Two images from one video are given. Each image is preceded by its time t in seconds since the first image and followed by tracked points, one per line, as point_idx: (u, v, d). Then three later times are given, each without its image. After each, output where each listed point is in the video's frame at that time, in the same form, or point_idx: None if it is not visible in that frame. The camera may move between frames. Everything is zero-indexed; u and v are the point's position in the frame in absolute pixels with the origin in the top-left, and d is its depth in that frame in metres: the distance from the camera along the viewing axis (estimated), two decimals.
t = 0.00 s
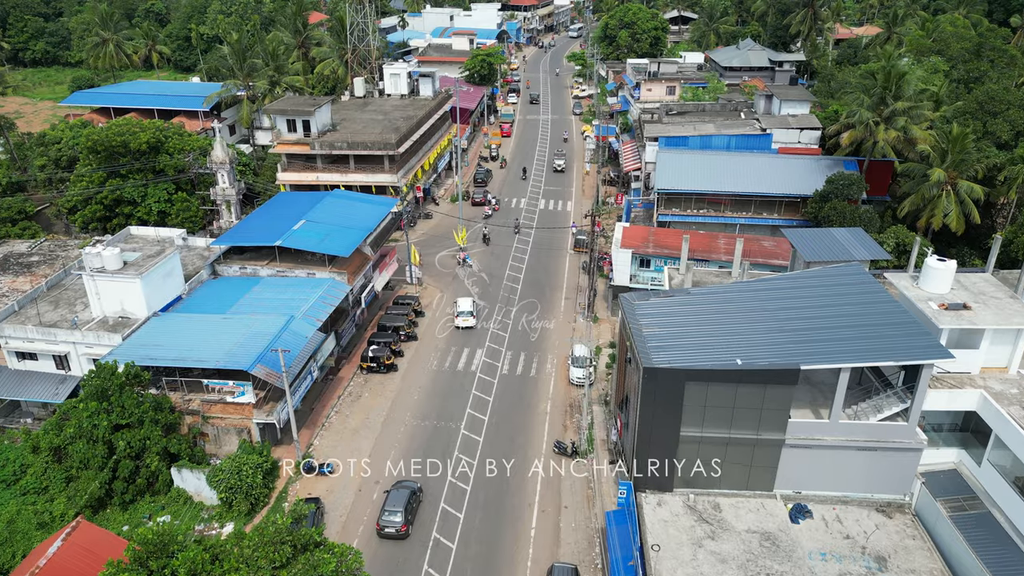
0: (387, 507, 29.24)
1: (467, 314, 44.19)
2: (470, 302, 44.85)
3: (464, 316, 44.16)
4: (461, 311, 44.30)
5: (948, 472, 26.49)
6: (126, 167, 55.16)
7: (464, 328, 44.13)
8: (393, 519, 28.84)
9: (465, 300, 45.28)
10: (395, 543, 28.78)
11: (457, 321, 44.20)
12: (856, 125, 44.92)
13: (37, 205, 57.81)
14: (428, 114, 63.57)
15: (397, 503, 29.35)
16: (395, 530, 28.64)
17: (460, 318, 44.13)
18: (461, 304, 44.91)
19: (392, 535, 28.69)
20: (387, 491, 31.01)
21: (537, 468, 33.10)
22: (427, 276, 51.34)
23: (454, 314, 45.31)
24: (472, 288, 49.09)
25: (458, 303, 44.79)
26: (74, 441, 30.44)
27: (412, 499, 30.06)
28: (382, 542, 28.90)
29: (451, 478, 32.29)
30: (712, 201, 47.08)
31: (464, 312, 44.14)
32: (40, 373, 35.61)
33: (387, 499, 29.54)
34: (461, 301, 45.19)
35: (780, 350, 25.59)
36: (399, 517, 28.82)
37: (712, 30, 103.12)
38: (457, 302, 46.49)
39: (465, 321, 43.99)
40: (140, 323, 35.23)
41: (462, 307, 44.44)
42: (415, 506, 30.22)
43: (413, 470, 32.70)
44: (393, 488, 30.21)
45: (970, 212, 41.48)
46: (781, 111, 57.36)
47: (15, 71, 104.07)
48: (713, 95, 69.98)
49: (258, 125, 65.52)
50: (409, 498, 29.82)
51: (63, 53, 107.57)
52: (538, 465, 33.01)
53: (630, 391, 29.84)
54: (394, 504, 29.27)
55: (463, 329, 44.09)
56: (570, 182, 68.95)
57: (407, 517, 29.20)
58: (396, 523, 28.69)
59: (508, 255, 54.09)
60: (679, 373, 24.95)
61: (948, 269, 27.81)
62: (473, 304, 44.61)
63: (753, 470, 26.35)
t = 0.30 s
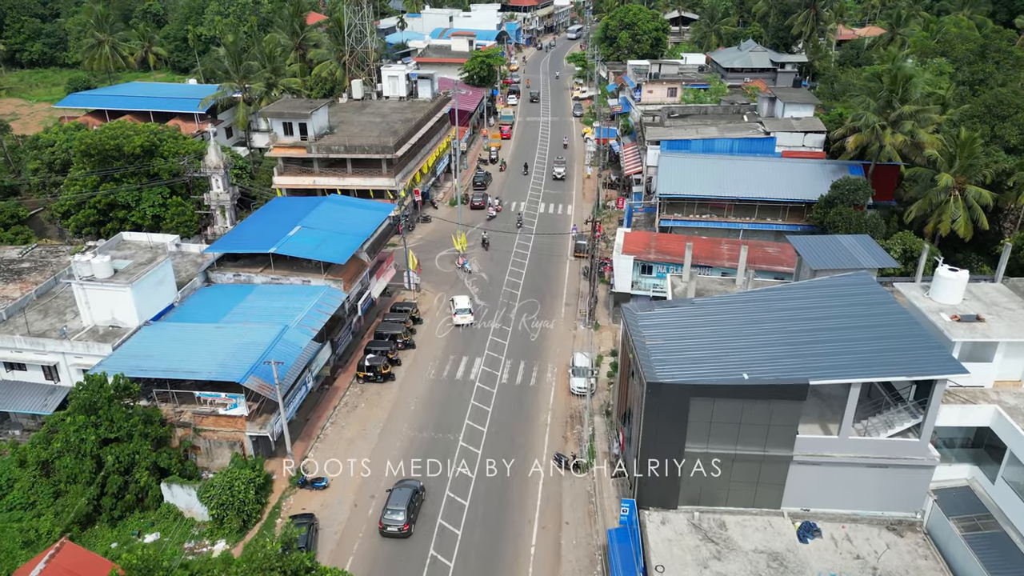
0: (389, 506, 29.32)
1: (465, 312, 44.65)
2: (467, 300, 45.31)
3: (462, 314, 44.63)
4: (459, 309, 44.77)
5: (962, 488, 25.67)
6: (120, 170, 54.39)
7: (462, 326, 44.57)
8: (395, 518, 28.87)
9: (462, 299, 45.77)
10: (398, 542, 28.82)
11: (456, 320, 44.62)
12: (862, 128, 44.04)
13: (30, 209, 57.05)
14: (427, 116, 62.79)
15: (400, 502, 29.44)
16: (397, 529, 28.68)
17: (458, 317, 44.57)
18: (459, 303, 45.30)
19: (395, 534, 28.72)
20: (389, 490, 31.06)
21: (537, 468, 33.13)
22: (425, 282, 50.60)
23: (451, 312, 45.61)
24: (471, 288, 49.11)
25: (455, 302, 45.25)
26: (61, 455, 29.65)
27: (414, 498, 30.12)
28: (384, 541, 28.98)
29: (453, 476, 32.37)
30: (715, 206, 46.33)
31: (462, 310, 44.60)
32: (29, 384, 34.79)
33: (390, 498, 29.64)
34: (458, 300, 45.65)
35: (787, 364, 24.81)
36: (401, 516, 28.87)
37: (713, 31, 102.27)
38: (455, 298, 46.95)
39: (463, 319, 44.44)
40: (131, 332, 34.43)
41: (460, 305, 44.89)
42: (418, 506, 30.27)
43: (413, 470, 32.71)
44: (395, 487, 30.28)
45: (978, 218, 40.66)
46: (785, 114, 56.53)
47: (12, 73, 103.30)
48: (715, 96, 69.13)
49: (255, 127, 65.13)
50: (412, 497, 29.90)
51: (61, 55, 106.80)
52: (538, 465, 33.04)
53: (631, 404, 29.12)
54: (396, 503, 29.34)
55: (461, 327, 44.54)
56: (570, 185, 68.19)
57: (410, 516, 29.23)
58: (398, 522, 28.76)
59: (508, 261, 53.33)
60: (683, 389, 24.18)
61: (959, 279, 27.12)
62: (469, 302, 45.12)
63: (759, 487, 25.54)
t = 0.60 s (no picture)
0: (391, 505, 29.39)
1: (461, 309, 45.00)
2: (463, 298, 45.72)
3: (458, 311, 44.96)
4: (455, 306, 45.14)
5: (975, 507, 25.07)
6: (113, 174, 53.57)
7: (459, 323, 44.85)
8: (396, 517, 28.93)
9: (458, 296, 46.14)
10: (400, 540, 28.90)
11: (452, 317, 44.94)
12: (867, 132, 43.29)
13: (22, 214, 56.24)
14: (425, 119, 62.00)
15: (402, 500, 29.53)
16: (399, 528, 28.73)
17: (455, 314, 44.89)
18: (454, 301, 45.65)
19: (397, 533, 28.77)
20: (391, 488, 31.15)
21: (537, 468, 33.17)
22: (423, 287, 49.82)
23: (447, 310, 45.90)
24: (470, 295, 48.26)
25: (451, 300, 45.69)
26: (47, 470, 28.74)
27: (416, 497, 30.15)
28: (385, 540, 29.03)
29: (455, 476, 32.40)
30: (718, 211, 45.52)
31: (458, 307, 44.96)
32: (16, 395, 33.96)
33: (391, 497, 29.69)
34: (454, 297, 46.03)
35: (795, 379, 24.00)
36: (403, 514, 28.95)
37: (714, 32, 101.49)
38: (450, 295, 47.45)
39: (460, 315, 44.76)
40: (121, 342, 33.62)
41: (456, 303, 45.28)
42: (419, 504, 30.28)
43: (413, 470, 32.73)
44: (396, 486, 30.31)
45: (987, 223, 39.81)
46: (788, 117, 55.75)
47: (9, 75, 102.50)
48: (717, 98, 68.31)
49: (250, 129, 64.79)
50: (414, 497, 29.89)
51: (58, 56, 106.02)
52: (538, 465, 33.07)
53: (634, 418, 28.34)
54: (398, 501, 29.42)
55: (458, 324, 44.84)
56: (571, 188, 67.42)
57: (412, 514, 29.32)
58: (400, 520, 28.82)
59: (508, 266, 52.53)
60: (688, 405, 23.39)
61: (972, 290, 26.42)
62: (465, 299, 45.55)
63: (766, 505, 24.73)
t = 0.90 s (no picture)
0: (393, 503, 29.44)
1: (457, 308, 45.25)
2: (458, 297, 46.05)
3: (454, 310, 45.19)
4: (450, 305, 45.40)
5: (989, 528, 24.24)
6: (106, 179, 52.73)
7: (455, 322, 45.03)
8: (399, 515, 29.05)
9: (452, 296, 46.42)
10: (403, 538, 28.98)
11: (448, 315, 45.11)
12: (873, 136, 42.51)
13: (15, 219, 55.44)
14: (423, 122, 61.20)
15: (404, 499, 29.53)
16: (401, 526, 28.84)
17: (450, 313, 45.12)
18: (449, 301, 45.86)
19: (398, 532, 28.88)
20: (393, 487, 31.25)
21: (537, 468, 33.15)
22: (420, 293, 49.03)
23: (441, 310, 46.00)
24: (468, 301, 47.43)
25: (445, 299, 45.97)
26: (32, 486, 27.95)
27: (418, 496, 30.20)
28: (387, 538, 29.14)
29: (455, 475, 32.43)
30: (720, 217, 44.76)
31: (453, 306, 45.23)
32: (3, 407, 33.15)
33: (394, 496, 29.74)
34: (448, 297, 46.31)
35: (803, 396, 23.17)
36: (405, 513, 29.03)
37: (715, 33, 100.65)
38: (445, 294, 47.60)
39: (455, 314, 45.00)
40: (110, 353, 32.79)
41: (450, 302, 45.56)
42: (420, 503, 30.26)
43: (413, 470, 32.73)
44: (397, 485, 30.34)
45: (995, 230, 38.91)
46: (792, 119, 54.88)
47: (6, 76, 101.73)
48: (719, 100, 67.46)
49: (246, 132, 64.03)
50: (415, 495, 29.94)
51: (56, 57, 105.21)
52: (538, 465, 33.05)
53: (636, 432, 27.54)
54: (400, 500, 29.48)
55: (454, 323, 45.05)
56: (571, 192, 66.63)
57: (414, 513, 29.42)
58: (402, 519, 28.93)
59: (507, 272, 51.72)
60: (692, 422, 22.57)
61: (984, 302, 25.63)
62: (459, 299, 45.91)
63: (772, 524, 23.92)
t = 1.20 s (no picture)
0: (394, 502, 29.50)
1: (450, 307, 45.08)
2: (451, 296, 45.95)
3: (448, 309, 45.04)
4: (444, 304, 45.26)
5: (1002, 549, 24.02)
6: (99, 183, 51.90)
7: (449, 322, 44.92)
8: (400, 514, 29.12)
9: (446, 296, 46.30)
10: (404, 537, 29.06)
11: (442, 315, 44.95)
12: (879, 140, 41.75)
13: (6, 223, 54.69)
14: (421, 125, 60.41)
15: (406, 498, 29.56)
16: (403, 525, 28.93)
17: (444, 312, 44.98)
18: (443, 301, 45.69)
19: (399, 530, 28.98)
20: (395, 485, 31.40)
21: (537, 468, 33.14)
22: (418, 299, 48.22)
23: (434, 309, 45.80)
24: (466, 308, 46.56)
25: (439, 300, 45.84)
26: (15, 502, 27.08)
27: (420, 494, 30.23)
28: (389, 537, 29.23)
29: (454, 477, 32.33)
30: (723, 223, 44.04)
31: (447, 306, 45.10)
32: None
33: (396, 494, 29.79)
34: (442, 297, 46.23)
35: (813, 414, 22.34)
36: (407, 512, 29.09)
37: (715, 33, 99.79)
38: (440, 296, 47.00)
39: (449, 313, 44.88)
40: (98, 363, 32.00)
41: (444, 301, 45.43)
42: (422, 502, 30.28)
43: (414, 470, 32.74)
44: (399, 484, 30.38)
45: (1004, 236, 38.08)
46: (795, 122, 53.91)
47: (2, 77, 100.84)
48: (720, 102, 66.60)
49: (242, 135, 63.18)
50: (417, 494, 29.96)
51: (51, 57, 104.25)
52: (537, 465, 33.03)
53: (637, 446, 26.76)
54: (402, 498, 29.53)
55: (449, 322, 44.97)
56: (570, 195, 65.85)
57: (415, 512, 29.45)
58: (404, 517, 29.01)
59: (506, 277, 50.94)
60: (698, 441, 21.70)
61: (997, 315, 24.92)
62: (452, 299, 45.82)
63: (779, 545, 23.12)
